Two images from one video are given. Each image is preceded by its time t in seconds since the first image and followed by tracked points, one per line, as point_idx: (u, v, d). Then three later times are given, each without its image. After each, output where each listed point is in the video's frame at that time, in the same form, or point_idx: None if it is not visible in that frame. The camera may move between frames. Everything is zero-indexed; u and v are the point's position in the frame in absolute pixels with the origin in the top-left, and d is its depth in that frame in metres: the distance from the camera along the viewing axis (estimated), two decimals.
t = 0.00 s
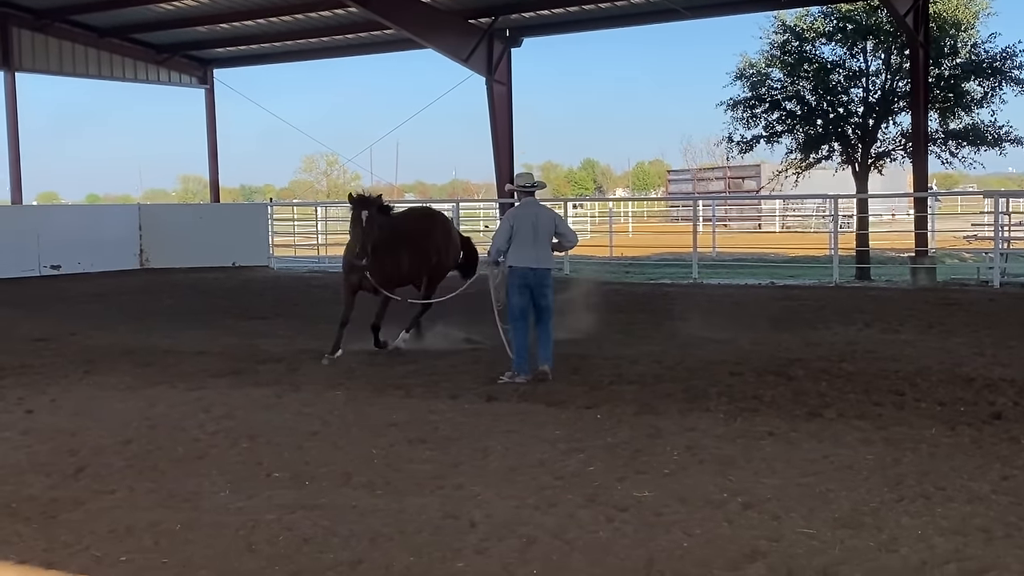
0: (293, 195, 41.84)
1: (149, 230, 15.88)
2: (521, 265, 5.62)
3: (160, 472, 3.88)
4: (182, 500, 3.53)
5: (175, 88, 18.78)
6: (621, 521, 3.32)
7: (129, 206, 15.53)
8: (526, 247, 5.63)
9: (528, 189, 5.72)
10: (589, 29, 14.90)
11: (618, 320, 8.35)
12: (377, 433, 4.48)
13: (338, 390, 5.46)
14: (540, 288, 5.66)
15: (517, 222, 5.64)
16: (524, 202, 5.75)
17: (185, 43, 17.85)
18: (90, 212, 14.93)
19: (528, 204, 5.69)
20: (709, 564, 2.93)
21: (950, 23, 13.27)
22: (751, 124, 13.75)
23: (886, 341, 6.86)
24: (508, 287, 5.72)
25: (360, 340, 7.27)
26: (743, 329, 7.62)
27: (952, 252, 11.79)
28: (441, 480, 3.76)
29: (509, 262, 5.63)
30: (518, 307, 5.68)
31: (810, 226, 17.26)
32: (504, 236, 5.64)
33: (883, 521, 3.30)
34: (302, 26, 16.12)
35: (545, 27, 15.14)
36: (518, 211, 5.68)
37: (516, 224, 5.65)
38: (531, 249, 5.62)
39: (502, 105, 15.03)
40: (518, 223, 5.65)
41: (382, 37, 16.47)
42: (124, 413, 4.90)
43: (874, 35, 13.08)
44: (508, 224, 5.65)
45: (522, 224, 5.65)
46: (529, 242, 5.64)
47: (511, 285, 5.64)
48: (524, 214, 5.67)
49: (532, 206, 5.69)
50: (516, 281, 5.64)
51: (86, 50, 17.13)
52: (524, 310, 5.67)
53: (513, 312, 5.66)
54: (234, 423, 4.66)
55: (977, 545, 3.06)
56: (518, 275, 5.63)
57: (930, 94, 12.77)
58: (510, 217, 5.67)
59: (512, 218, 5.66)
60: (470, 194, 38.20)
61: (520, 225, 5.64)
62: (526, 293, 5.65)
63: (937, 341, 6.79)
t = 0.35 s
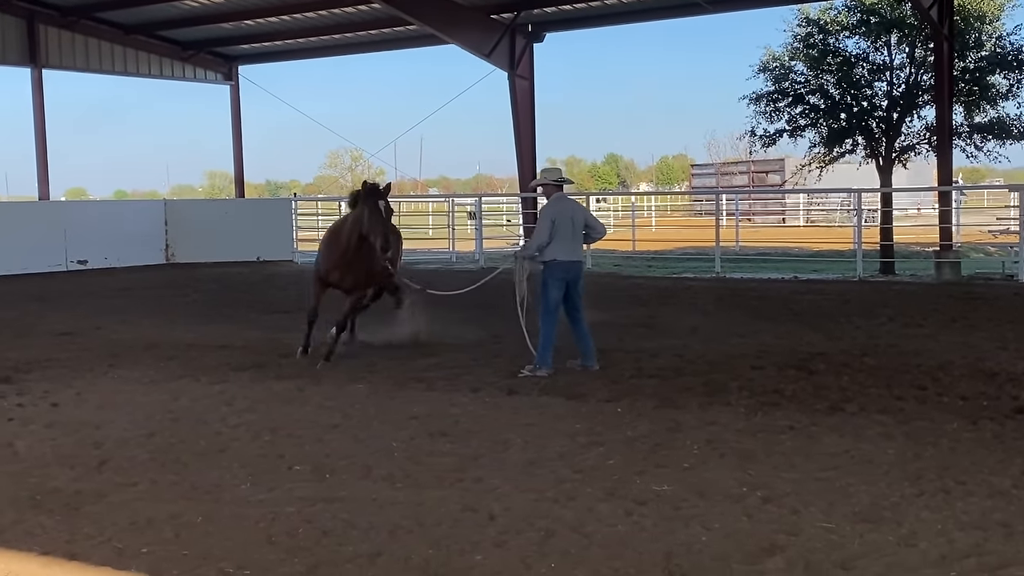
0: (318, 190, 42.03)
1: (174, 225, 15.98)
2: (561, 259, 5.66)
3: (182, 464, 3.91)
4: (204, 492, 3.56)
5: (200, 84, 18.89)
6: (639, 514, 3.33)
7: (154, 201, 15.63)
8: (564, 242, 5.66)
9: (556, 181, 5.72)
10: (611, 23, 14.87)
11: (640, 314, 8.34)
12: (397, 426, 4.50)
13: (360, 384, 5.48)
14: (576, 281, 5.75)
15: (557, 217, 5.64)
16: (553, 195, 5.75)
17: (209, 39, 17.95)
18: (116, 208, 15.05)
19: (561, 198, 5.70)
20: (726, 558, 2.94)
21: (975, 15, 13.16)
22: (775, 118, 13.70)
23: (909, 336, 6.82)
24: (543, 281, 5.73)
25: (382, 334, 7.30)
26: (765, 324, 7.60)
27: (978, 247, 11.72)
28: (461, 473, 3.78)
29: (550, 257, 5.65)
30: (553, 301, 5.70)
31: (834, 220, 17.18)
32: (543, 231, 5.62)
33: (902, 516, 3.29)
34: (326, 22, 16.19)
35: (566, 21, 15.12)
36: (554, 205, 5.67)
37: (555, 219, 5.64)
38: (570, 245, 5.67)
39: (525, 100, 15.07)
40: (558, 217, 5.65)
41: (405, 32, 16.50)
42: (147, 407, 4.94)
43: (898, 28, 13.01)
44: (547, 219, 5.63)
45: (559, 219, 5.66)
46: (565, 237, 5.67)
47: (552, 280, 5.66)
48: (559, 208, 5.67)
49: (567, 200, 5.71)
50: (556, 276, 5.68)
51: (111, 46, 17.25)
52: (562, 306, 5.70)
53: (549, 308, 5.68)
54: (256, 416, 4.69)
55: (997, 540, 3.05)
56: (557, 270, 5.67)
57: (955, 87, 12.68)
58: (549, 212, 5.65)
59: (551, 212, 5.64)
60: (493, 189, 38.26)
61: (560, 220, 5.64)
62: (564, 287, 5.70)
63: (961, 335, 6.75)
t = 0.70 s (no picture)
0: (333, 189, 42.14)
1: (190, 224, 15.97)
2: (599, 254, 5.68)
3: (199, 463, 3.92)
4: (221, 490, 3.57)
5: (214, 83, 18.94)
6: (656, 513, 3.32)
7: (169, 200, 15.65)
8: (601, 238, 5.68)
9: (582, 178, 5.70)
10: (626, 20, 14.85)
11: (655, 312, 8.33)
12: (413, 425, 4.50)
13: (376, 382, 5.48)
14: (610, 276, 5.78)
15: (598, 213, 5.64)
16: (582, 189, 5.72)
17: (224, 38, 17.99)
18: (132, 207, 15.09)
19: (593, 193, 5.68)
20: (744, 556, 2.93)
21: (993, 12, 13.05)
22: (791, 115, 13.65)
23: (926, 334, 6.79)
24: (578, 275, 5.73)
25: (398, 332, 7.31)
26: (782, 322, 7.58)
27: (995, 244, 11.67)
28: (477, 472, 3.77)
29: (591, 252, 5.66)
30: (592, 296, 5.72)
31: (850, 218, 17.12)
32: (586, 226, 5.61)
33: (921, 514, 3.27)
34: (340, 21, 16.21)
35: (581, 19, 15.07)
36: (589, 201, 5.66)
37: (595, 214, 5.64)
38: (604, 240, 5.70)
39: (539, 98, 15.05)
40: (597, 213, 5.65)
41: (420, 31, 16.50)
42: (163, 405, 4.95)
43: (915, 25, 12.94)
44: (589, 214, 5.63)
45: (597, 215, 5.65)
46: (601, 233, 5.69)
47: (593, 275, 5.67)
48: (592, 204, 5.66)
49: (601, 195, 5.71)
50: (595, 271, 5.69)
51: (126, 45, 17.30)
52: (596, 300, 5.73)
53: (584, 302, 5.71)
54: (272, 414, 4.70)
55: (1016, 538, 3.03)
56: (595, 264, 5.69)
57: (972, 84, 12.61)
58: (587, 207, 5.64)
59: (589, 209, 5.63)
60: (507, 187, 38.29)
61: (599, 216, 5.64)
62: (601, 282, 5.73)
63: (978, 333, 6.72)
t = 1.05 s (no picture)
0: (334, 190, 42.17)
1: (190, 225, 15.98)
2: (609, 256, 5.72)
3: (198, 465, 3.91)
4: (220, 493, 3.56)
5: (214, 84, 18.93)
6: (657, 516, 3.31)
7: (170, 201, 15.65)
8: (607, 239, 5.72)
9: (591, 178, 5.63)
10: (626, 21, 14.84)
11: (655, 314, 8.32)
12: (413, 427, 4.49)
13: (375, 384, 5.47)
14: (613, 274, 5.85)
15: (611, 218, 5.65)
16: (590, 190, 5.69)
17: (224, 39, 17.99)
18: (133, 208, 15.11)
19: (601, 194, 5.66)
20: (744, 559, 2.92)
21: (994, 12, 13.03)
22: (791, 116, 13.64)
23: (927, 335, 6.78)
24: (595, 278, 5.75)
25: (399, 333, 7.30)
26: (782, 323, 7.57)
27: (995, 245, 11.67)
28: (477, 474, 3.76)
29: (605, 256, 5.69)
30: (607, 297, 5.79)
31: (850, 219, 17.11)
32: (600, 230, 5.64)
33: (922, 517, 3.26)
34: (340, 22, 16.20)
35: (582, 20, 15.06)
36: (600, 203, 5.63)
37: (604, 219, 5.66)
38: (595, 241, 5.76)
39: (540, 98, 15.04)
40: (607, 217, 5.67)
41: (420, 31, 16.50)
42: (163, 407, 4.95)
43: (916, 26, 12.93)
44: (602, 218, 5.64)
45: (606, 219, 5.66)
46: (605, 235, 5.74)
47: (613, 278, 5.73)
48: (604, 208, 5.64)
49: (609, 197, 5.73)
50: (612, 273, 5.75)
51: (126, 46, 17.30)
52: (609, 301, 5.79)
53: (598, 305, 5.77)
54: (271, 417, 4.69)
55: (1018, 541, 3.02)
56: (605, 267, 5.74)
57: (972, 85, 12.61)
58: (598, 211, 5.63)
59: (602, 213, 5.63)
60: (508, 188, 38.31)
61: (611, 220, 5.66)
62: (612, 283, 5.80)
63: (979, 334, 6.71)
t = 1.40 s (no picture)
0: (318, 191, 42.11)
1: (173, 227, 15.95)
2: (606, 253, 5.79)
3: (181, 468, 3.90)
4: (203, 496, 3.55)
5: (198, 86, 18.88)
6: (640, 517, 3.32)
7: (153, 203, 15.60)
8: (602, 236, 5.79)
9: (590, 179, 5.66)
10: (610, 24, 14.88)
11: (639, 315, 8.35)
12: (397, 430, 4.49)
13: (359, 386, 5.47)
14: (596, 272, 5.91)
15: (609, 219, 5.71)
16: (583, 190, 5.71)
17: (208, 41, 17.95)
18: (116, 210, 15.04)
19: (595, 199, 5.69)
20: (727, 560, 2.93)
21: (974, 15, 13.15)
22: (774, 118, 13.69)
23: (909, 336, 6.82)
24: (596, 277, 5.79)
25: (383, 335, 7.30)
26: (765, 324, 7.60)
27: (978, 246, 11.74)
28: (461, 476, 3.77)
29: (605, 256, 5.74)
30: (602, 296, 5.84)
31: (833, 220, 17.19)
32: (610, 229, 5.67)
33: (903, 518, 3.28)
34: (324, 23, 16.18)
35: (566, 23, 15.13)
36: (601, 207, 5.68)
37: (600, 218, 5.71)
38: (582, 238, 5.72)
39: (524, 101, 15.09)
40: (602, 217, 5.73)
41: (404, 33, 16.49)
42: (146, 410, 4.93)
43: (897, 28, 12.99)
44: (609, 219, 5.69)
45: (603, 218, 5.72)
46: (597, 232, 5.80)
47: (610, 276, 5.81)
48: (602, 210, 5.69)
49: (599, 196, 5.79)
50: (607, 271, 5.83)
51: (109, 48, 17.24)
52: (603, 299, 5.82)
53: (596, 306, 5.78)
54: (254, 419, 4.68)
55: (998, 541, 3.05)
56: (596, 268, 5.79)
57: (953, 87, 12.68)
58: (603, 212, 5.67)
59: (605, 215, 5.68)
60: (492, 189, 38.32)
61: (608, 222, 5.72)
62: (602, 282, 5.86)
63: (961, 335, 6.75)
